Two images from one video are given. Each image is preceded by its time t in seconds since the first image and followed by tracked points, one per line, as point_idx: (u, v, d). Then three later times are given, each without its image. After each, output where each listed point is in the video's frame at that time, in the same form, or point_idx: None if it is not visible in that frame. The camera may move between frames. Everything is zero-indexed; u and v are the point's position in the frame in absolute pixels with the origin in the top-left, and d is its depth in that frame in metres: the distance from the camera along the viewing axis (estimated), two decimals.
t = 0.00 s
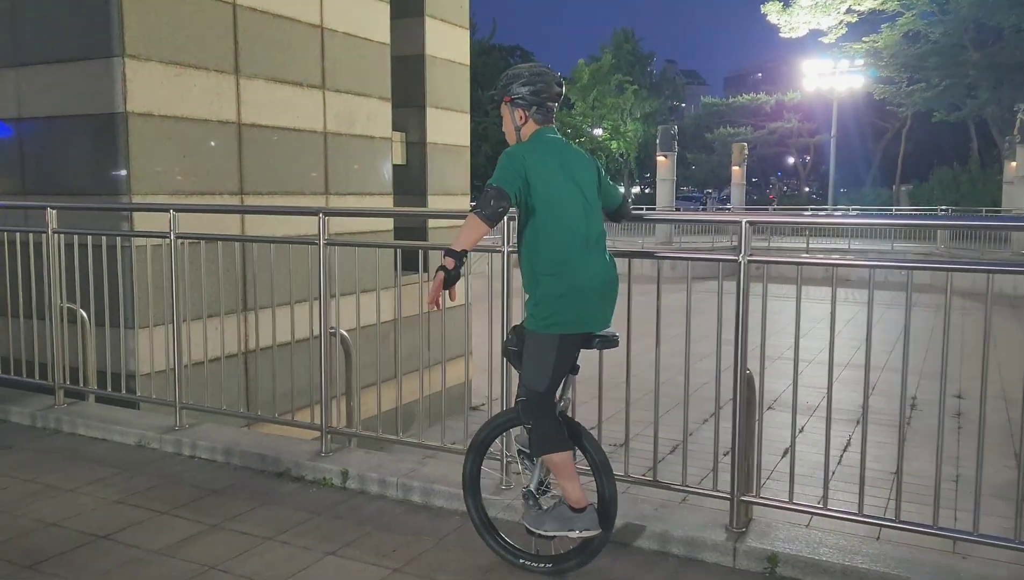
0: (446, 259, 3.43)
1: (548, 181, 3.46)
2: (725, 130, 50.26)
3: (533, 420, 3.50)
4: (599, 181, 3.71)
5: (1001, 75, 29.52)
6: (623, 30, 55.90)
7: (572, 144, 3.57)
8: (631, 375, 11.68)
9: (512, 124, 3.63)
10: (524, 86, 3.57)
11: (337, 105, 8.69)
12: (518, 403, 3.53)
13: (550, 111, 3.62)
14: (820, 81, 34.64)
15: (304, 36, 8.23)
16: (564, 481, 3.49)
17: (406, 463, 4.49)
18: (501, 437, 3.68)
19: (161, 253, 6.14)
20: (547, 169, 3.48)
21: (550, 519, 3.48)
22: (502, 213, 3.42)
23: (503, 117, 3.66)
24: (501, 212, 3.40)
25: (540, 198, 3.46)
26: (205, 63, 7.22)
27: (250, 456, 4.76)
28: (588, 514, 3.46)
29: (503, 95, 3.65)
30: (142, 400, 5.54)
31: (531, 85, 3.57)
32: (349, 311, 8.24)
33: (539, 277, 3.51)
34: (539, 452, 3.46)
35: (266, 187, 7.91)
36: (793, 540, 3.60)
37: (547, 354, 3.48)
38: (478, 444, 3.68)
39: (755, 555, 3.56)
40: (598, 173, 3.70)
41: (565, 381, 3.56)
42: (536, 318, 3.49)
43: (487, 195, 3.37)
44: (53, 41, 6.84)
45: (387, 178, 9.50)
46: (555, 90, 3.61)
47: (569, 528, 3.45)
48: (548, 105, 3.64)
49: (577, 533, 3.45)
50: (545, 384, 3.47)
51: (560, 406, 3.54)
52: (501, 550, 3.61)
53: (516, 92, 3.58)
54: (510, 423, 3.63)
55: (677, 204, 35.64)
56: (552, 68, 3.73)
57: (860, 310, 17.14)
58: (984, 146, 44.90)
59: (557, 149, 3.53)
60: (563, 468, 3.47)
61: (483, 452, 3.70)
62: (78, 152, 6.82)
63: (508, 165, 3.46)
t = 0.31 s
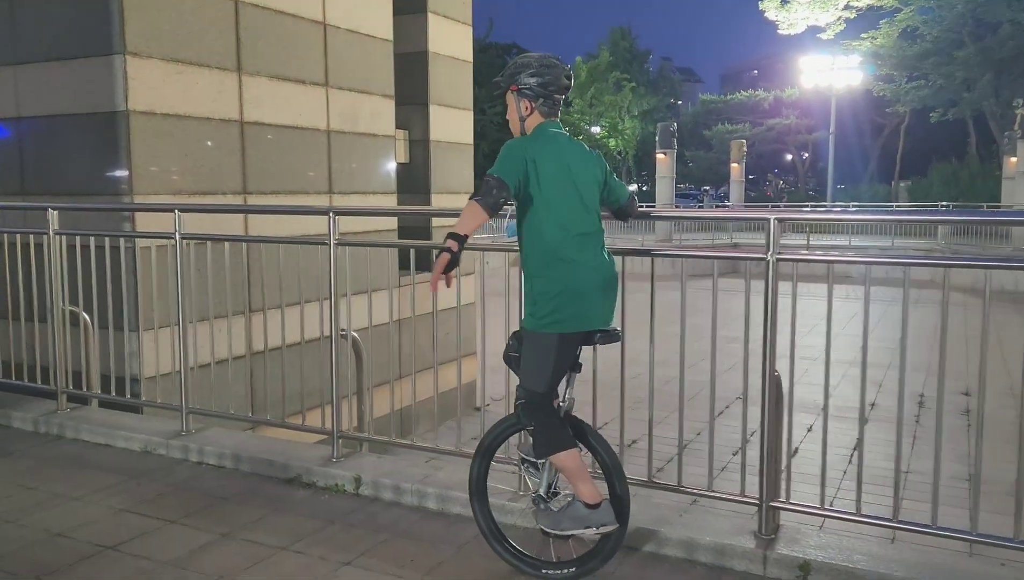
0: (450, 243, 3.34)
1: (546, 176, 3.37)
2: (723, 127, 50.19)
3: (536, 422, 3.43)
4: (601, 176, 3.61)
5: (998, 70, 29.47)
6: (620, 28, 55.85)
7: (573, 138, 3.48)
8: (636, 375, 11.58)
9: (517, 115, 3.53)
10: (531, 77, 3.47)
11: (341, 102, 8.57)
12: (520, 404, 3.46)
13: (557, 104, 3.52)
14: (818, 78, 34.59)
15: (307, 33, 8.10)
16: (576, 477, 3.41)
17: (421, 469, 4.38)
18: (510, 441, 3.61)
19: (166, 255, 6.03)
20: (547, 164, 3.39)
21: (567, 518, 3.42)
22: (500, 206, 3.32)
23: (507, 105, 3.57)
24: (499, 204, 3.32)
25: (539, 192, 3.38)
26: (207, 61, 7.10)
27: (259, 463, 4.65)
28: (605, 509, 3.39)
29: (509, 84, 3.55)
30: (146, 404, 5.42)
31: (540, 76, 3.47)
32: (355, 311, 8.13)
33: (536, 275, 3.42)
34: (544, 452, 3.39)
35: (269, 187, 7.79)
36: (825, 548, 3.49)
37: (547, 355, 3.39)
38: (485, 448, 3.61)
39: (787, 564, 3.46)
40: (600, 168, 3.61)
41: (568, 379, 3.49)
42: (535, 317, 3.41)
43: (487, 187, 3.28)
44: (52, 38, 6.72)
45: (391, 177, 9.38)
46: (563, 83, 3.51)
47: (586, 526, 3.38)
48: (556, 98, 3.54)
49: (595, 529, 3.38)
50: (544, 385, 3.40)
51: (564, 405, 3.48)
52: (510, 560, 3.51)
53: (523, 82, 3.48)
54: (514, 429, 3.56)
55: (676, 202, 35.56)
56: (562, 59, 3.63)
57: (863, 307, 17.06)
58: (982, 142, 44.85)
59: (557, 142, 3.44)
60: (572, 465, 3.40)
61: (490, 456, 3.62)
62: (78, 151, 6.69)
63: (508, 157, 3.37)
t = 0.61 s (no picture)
0: (428, 243, 3.35)
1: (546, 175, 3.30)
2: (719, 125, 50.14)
3: (536, 423, 3.35)
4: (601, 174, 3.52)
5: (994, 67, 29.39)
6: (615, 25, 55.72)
7: (572, 136, 3.40)
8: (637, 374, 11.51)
9: (515, 112, 3.41)
10: (531, 74, 3.37)
11: (342, 100, 8.47)
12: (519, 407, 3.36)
13: (557, 104, 3.41)
14: (814, 75, 34.55)
15: (307, 30, 8.00)
16: (581, 476, 3.33)
17: (431, 474, 4.30)
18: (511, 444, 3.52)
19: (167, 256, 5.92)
20: (545, 161, 3.31)
21: (574, 516, 3.37)
22: (493, 204, 3.27)
23: (505, 102, 3.45)
24: (489, 205, 3.27)
25: (537, 191, 3.30)
26: (207, 58, 7.00)
27: (265, 468, 4.56)
28: (613, 505, 3.34)
29: (509, 81, 3.45)
30: (149, 408, 5.33)
31: (540, 74, 3.37)
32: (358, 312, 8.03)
33: (536, 274, 3.34)
34: (546, 453, 3.31)
35: (270, 186, 7.70)
36: (848, 555, 3.42)
37: (548, 356, 3.32)
38: (486, 453, 3.52)
39: (810, 570, 3.39)
40: (600, 166, 3.52)
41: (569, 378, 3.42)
42: (534, 317, 3.33)
43: (477, 185, 3.22)
44: (50, 36, 6.62)
45: (392, 176, 9.28)
46: (564, 83, 3.42)
47: (594, 522, 3.33)
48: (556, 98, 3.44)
49: (604, 525, 3.33)
50: (543, 385, 3.33)
51: (566, 408, 3.42)
52: (517, 567, 3.45)
53: (523, 79, 3.38)
54: (515, 432, 3.46)
55: (674, 200, 35.50)
56: (563, 59, 3.54)
57: (862, 304, 16.99)
58: (977, 139, 44.87)
59: (556, 140, 3.36)
60: (576, 464, 3.32)
61: (491, 460, 3.52)
62: (77, 151, 6.60)
63: (505, 154, 3.29)
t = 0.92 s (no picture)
0: (419, 243, 3.34)
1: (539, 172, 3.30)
2: (713, 124, 50.14)
3: (523, 417, 3.35)
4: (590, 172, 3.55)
5: (987, 66, 29.45)
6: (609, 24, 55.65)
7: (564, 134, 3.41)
8: (636, 373, 11.48)
9: (507, 107, 3.47)
10: (524, 70, 3.39)
11: (342, 98, 8.41)
12: (506, 402, 3.38)
13: (549, 100, 3.44)
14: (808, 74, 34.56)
15: (307, 27, 7.93)
16: (572, 462, 3.30)
17: (441, 475, 4.26)
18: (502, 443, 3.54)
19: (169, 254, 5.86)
20: (539, 158, 3.32)
21: (568, 501, 3.35)
22: (485, 204, 3.27)
23: (499, 97, 3.51)
24: (479, 204, 3.25)
25: (529, 189, 3.31)
26: (208, 55, 6.93)
27: (271, 469, 4.50)
28: (605, 489, 3.32)
29: (503, 76, 3.49)
30: (152, 408, 5.27)
31: (533, 70, 3.39)
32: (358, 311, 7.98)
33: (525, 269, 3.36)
34: (534, 444, 3.30)
35: (271, 184, 7.63)
36: (865, 556, 3.39)
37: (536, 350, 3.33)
38: (477, 452, 3.54)
39: (831, 572, 3.36)
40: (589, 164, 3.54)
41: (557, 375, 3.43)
42: (523, 311, 3.34)
43: (470, 185, 3.22)
44: (48, 32, 6.54)
45: (392, 174, 9.22)
46: (557, 79, 3.42)
47: (588, 506, 3.30)
48: (549, 94, 3.46)
49: (598, 509, 3.31)
50: (529, 379, 3.34)
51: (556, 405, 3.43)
52: (509, 567, 3.41)
53: (516, 74, 3.40)
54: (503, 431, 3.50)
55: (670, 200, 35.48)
56: (559, 53, 3.55)
57: (858, 302, 16.99)
58: (970, 138, 45.03)
59: (548, 138, 3.36)
60: (565, 451, 3.30)
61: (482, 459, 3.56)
62: (77, 148, 6.52)
63: (498, 152, 3.29)
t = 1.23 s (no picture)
0: (428, 247, 3.40)
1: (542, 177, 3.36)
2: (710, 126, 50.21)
3: (525, 414, 3.35)
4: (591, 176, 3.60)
5: (983, 68, 29.54)
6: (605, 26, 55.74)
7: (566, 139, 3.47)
8: (642, 375, 11.48)
9: (510, 111, 3.50)
10: (528, 75, 3.45)
11: (352, 100, 8.38)
12: (509, 398, 3.40)
13: (551, 105, 3.49)
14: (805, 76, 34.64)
15: (318, 28, 7.91)
16: (576, 454, 3.30)
17: (466, 480, 4.24)
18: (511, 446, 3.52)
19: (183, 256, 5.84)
20: (543, 162, 3.37)
21: (574, 492, 3.35)
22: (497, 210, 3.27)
23: (501, 101, 3.55)
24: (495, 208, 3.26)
25: (532, 193, 3.36)
26: (220, 57, 6.91)
27: (293, 474, 4.47)
28: (610, 477, 3.33)
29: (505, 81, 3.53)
30: (169, 412, 5.23)
31: (536, 74, 3.45)
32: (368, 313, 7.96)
33: (529, 271, 3.41)
34: (537, 440, 3.30)
35: (281, 187, 7.60)
36: (899, 562, 3.38)
37: (540, 347, 3.39)
38: (485, 456, 3.52)
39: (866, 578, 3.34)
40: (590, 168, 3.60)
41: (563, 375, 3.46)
42: (527, 312, 3.39)
43: (483, 191, 3.22)
44: (60, 33, 6.50)
45: (401, 176, 9.19)
46: (560, 84, 3.48)
47: (596, 495, 3.30)
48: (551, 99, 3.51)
49: (605, 498, 3.31)
50: (530, 375, 3.40)
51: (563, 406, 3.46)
52: (524, 571, 3.43)
53: (519, 79, 3.46)
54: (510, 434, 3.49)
55: (668, 201, 35.46)
56: (560, 60, 3.61)
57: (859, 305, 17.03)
58: (965, 141, 45.18)
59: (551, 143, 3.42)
60: (569, 444, 3.29)
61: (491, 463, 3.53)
62: (88, 150, 6.48)
63: (502, 157, 3.34)
